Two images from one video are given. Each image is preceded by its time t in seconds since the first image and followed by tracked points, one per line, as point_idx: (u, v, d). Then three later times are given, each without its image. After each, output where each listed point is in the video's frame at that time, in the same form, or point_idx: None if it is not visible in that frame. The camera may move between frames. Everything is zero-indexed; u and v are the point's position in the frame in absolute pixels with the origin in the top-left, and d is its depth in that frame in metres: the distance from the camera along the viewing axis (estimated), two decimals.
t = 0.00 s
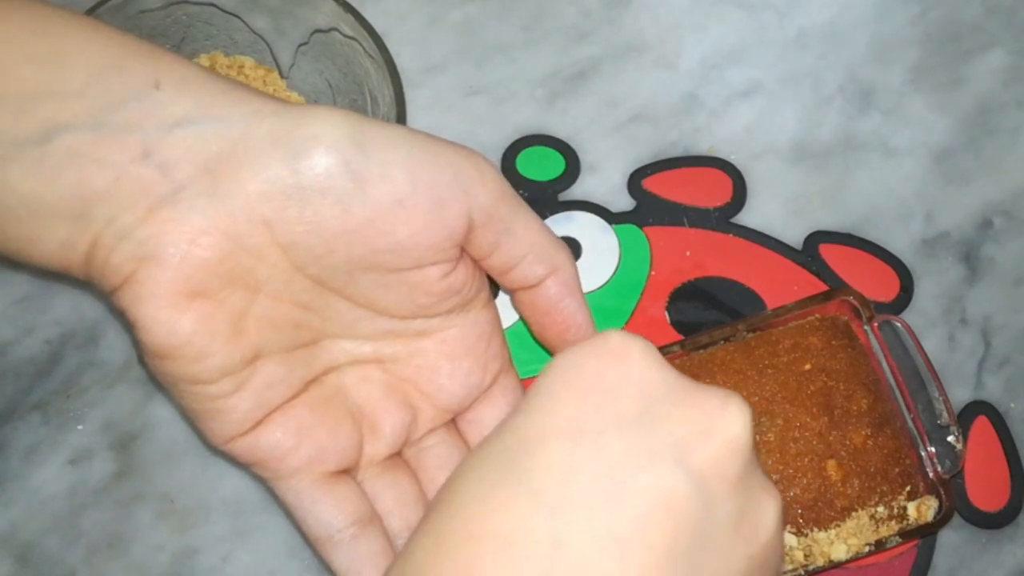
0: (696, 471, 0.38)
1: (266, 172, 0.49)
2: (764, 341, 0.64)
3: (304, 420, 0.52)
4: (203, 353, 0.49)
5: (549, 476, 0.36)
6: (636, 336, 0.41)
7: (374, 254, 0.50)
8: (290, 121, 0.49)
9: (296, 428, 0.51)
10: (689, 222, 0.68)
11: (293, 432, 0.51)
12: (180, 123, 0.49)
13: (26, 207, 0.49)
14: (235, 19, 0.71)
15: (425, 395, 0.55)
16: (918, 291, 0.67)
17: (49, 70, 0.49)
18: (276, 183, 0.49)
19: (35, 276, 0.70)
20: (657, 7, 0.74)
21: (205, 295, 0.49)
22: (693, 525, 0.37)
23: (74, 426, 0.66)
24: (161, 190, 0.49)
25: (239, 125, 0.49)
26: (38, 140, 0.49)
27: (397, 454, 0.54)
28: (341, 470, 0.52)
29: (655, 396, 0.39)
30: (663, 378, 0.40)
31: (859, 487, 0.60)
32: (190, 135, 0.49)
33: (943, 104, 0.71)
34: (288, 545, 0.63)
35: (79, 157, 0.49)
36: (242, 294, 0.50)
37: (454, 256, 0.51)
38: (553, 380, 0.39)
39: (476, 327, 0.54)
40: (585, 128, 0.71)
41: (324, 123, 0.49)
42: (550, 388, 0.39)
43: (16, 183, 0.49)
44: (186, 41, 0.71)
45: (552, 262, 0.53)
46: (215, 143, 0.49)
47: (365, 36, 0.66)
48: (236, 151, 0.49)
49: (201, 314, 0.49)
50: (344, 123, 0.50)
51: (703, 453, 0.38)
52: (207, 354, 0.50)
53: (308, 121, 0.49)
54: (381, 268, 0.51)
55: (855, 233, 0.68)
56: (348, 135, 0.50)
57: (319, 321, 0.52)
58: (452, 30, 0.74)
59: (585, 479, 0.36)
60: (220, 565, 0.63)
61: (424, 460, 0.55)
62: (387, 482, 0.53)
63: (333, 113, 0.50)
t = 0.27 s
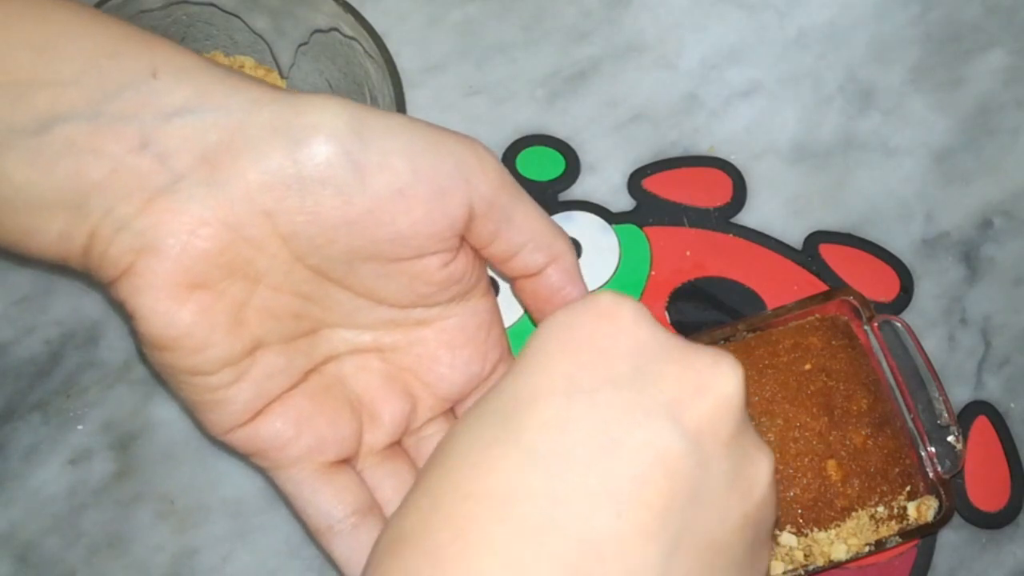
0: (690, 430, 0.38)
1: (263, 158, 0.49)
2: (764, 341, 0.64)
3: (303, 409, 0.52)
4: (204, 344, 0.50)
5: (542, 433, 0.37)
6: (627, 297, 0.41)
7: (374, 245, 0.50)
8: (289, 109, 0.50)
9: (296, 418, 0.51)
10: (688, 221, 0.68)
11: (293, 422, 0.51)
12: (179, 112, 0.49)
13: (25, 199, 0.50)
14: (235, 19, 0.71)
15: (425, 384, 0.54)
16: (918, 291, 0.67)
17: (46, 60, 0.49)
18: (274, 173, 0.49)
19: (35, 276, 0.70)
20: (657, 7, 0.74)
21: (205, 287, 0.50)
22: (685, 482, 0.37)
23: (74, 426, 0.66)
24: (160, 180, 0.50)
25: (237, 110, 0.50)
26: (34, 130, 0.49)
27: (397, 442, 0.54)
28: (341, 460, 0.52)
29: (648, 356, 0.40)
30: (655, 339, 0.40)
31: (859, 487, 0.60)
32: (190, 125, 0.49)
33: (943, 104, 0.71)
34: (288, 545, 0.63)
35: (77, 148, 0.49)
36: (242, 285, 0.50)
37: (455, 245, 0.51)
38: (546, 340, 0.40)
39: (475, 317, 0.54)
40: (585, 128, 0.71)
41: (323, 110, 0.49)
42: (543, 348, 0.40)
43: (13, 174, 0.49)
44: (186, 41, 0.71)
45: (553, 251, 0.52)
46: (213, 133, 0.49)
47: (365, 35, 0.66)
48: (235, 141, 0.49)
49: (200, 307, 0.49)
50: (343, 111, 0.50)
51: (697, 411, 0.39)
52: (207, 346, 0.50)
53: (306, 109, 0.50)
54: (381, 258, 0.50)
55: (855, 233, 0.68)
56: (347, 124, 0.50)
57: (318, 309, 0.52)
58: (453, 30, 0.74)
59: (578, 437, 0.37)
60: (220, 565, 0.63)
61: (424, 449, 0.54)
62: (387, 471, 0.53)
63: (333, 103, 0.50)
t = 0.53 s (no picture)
0: (678, 390, 0.41)
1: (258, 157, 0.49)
2: (764, 341, 0.64)
3: (299, 404, 0.52)
4: (200, 343, 0.50)
5: (540, 392, 0.39)
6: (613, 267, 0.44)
7: (370, 242, 0.50)
8: (282, 105, 0.49)
9: (292, 414, 0.52)
10: (688, 221, 0.68)
11: (289, 418, 0.52)
12: (172, 109, 0.49)
13: (19, 198, 0.49)
14: (235, 19, 0.71)
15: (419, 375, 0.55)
16: (918, 291, 0.67)
17: (39, 57, 0.49)
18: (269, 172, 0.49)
19: (35, 276, 0.69)
20: (657, 7, 0.74)
21: (203, 286, 0.50)
22: (674, 440, 0.39)
23: (74, 426, 0.66)
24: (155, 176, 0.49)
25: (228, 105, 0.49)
26: (26, 128, 0.49)
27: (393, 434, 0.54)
28: (336, 455, 0.53)
29: (636, 321, 0.43)
30: (640, 305, 0.43)
31: (859, 487, 0.60)
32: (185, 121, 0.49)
33: (943, 104, 0.71)
34: (288, 545, 0.63)
35: (69, 145, 0.49)
36: (238, 284, 0.50)
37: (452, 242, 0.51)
38: (540, 304, 0.43)
39: (471, 312, 0.55)
40: (585, 128, 0.71)
41: (316, 108, 0.49)
42: (538, 312, 0.42)
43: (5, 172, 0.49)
44: (186, 41, 0.71)
45: (555, 244, 0.52)
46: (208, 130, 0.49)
47: (365, 35, 0.66)
48: (230, 140, 0.49)
49: (198, 306, 0.49)
50: (336, 107, 0.49)
51: (686, 373, 0.41)
52: (204, 345, 0.50)
53: (301, 106, 0.49)
54: (378, 257, 0.51)
55: (855, 233, 0.68)
56: (344, 121, 0.49)
57: (314, 305, 0.52)
58: (453, 30, 0.74)
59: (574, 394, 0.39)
60: (221, 565, 0.63)
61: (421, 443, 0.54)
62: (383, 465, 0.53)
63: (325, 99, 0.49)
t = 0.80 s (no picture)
0: (671, 366, 0.40)
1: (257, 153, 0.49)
2: (764, 341, 0.64)
3: (299, 399, 0.52)
4: (200, 338, 0.50)
5: (533, 367, 0.38)
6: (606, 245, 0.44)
7: (370, 238, 0.50)
8: (283, 100, 0.49)
9: (291, 409, 0.52)
10: (688, 221, 0.68)
11: (288, 413, 0.51)
12: (172, 105, 0.49)
13: (20, 193, 0.49)
14: (235, 19, 0.71)
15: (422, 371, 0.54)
16: (918, 290, 0.67)
17: (42, 51, 0.49)
18: (268, 169, 0.49)
19: (35, 277, 0.70)
20: (657, 7, 0.74)
21: (203, 282, 0.49)
22: (669, 418, 0.39)
23: (74, 426, 0.66)
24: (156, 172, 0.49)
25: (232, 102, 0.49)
26: (27, 123, 0.49)
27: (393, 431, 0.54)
28: (336, 450, 0.52)
29: (628, 297, 0.42)
30: (633, 281, 0.42)
31: (859, 487, 0.60)
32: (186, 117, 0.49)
33: (943, 104, 0.71)
34: (287, 544, 0.63)
35: (70, 140, 0.49)
36: (238, 279, 0.50)
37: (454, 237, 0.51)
38: (534, 281, 0.42)
39: (472, 307, 0.54)
40: (585, 128, 0.71)
41: (317, 102, 0.49)
42: (529, 288, 0.41)
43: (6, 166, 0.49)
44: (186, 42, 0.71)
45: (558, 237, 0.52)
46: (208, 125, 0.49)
47: (365, 36, 0.66)
48: (230, 136, 0.49)
49: (198, 301, 0.49)
50: (336, 102, 0.49)
51: (679, 349, 0.41)
52: (204, 340, 0.50)
53: (301, 102, 0.49)
54: (378, 253, 0.50)
55: (855, 233, 0.68)
56: (344, 117, 0.49)
57: (314, 301, 0.52)
58: (453, 31, 0.74)
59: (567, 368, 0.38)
60: (220, 565, 0.63)
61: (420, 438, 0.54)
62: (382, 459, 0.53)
63: (325, 93, 0.49)
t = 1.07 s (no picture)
0: (690, 405, 0.38)
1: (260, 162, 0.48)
2: (764, 341, 0.64)
3: (299, 405, 0.52)
4: (200, 346, 0.49)
5: (548, 404, 0.36)
6: (625, 268, 0.40)
7: (371, 246, 0.49)
8: (287, 110, 0.48)
9: (292, 416, 0.51)
10: (688, 221, 0.68)
11: (290, 420, 0.51)
12: (175, 112, 0.48)
13: (18, 199, 0.48)
14: (235, 19, 0.71)
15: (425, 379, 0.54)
16: (918, 290, 0.67)
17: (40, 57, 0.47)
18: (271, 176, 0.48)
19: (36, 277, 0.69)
20: (657, 6, 0.74)
21: (204, 290, 0.49)
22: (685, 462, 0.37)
23: (74, 426, 0.66)
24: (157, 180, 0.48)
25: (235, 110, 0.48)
26: (28, 130, 0.47)
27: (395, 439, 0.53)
28: (337, 459, 0.52)
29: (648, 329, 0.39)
30: (653, 312, 0.39)
31: (859, 487, 0.60)
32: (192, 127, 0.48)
33: (943, 104, 0.71)
34: (287, 545, 0.63)
35: (69, 146, 0.48)
36: (238, 287, 0.49)
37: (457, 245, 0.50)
38: (548, 310, 0.38)
39: (475, 313, 0.54)
40: (585, 128, 0.71)
41: (318, 110, 0.48)
42: (544, 314, 0.38)
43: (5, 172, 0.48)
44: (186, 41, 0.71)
45: (562, 245, 0.52)
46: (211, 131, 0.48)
47: (365, 35, 0.66)
48: (232, 143, 0.48)
49: (199, 309, 0.49)
50: (338, 110, 0.49)
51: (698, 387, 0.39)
52: (205, 348, 0.49)
53: (303, 109, 0.48)
54: (379, 261, 0.50)
55: (854, 232, 0.68)
56: (346, 124, 0.48)
57: (316, 309, 0.52)
58: (453, 30, 0.74)
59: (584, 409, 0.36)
60: (220, 565, 0.63)
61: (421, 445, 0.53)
62: (384, 467, 0.53)
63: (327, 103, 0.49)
